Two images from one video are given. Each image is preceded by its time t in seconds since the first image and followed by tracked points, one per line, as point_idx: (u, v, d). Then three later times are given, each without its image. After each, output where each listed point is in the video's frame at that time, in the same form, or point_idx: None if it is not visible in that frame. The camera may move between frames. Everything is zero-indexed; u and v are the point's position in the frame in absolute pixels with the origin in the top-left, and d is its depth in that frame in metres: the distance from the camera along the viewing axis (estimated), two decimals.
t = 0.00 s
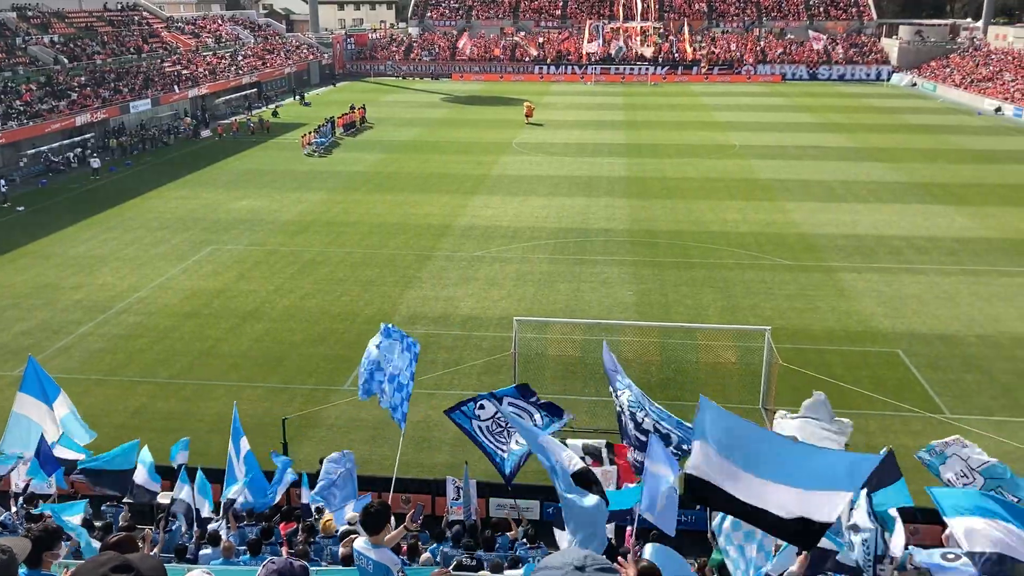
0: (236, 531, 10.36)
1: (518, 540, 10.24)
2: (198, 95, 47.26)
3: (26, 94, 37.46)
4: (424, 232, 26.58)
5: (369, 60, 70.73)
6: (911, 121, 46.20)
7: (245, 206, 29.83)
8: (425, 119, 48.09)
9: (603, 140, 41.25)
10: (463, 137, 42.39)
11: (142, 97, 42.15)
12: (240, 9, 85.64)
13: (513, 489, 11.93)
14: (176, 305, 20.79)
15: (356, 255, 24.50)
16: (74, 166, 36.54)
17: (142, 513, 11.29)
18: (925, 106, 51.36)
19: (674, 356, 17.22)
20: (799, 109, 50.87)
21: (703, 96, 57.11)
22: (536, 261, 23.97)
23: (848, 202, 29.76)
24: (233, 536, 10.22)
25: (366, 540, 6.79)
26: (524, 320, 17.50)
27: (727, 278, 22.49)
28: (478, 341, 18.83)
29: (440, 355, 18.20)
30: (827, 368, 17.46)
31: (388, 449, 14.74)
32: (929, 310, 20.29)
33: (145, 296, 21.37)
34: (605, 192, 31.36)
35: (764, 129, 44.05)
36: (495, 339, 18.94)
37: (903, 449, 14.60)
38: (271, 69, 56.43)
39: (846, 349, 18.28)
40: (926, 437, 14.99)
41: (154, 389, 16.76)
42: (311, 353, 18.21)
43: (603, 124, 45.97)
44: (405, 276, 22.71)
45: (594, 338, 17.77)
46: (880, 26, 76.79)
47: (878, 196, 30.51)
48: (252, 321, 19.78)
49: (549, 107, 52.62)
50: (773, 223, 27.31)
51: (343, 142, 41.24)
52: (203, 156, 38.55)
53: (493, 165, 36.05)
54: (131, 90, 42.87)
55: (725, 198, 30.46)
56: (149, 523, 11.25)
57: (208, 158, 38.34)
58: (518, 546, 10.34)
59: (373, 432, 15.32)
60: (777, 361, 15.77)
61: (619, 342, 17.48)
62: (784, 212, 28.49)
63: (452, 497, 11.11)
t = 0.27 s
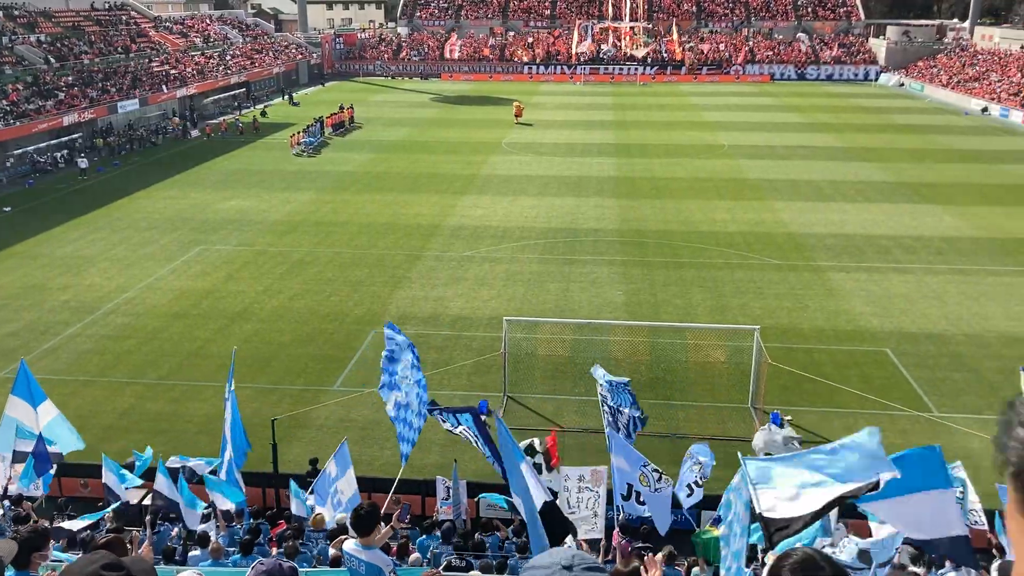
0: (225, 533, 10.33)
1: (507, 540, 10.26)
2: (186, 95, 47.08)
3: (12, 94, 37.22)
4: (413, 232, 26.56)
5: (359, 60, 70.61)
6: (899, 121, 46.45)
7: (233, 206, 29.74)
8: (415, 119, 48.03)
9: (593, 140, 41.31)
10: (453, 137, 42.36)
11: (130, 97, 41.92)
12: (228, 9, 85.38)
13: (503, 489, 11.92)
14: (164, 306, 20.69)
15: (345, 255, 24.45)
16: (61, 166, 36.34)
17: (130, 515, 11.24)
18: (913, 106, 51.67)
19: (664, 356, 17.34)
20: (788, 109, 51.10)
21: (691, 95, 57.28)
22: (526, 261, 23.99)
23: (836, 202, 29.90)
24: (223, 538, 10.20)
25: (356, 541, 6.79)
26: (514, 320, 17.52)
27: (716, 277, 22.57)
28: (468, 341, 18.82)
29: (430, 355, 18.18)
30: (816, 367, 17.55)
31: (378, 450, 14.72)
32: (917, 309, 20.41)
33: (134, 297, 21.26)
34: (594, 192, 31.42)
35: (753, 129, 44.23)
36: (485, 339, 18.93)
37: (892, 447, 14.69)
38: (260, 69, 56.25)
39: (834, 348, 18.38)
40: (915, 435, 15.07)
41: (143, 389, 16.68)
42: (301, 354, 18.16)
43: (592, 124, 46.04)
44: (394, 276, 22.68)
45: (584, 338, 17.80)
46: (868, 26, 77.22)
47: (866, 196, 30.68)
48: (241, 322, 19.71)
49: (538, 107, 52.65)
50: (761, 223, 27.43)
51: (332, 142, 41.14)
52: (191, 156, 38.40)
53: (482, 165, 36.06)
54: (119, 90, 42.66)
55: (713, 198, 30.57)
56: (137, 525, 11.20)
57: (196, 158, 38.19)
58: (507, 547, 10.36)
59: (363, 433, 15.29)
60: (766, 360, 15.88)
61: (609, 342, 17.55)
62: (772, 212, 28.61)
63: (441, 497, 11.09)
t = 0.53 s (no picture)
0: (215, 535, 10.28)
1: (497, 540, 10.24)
2: (174, 95, 46.86)
3: None
4: (403, 233, 26.52)
5: (348, 60, 70.42)
6: (887, 121, 46.67)
7: (221, 206, 29.62)
8: (404, 119, 47.94)
9: (582, 140, 41.34)
10: (442, 137, 42.30)
11: (118, 97, 41.70)
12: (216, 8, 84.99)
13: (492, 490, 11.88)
14: (152, 307, 20.59)
15: (335, 256, 24.39)
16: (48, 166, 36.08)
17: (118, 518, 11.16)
18: (901, 107, 51.92)
19: (654, 356, 17.47)
20: (776, 109, 51.28)
21: (680, 96, 57.38)
22: (515, 261, 23.98)
23: (824, 202, 30.03)
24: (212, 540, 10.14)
25: (346, 543, 6.76)
26: (503, 321, 17.52)
27: (705, 277, 22.63)
28: (458, 341, 18.81)
29: (420, 355, 18.15)
30: (805, 366, 17.62)
31: (367, 451, 14.68)
32: (905, 308, 20.52)
33: (121, 298, 21.15)
34: (583, 192, 31.44)
35: (742, 129, 44.37)
36: (475, 339, 18.92)
37: (880, 446, 14.76)
38: (248, 69, 56.04)
39: (823, 348, 18.45)
40: (903, 434, 15.15)
41: (131, 391, 16.59)
42: (290, 355, 18.11)
43: (581, 124, 46.08)
44: (383, 277, 22.63)
45: (574, 338, 17.81)
46: (855, 27, 77.57)
47: (854, 196, 30.82)
48: (229, 323, 19.63)
49: (527, 108, 52.64)
50: (750, 223, 27.52)
51: (321, 142, 41.01)
52: (179, 157, 38.21)
53: (471, 165, 36.02)
54: (106, 90, 42.40)
55: (702, 198, 30.65)
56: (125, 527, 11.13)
57: (184, 158, 38.01)
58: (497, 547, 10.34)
59: (352, 434, 15.25)
60: (755, 359, 15.96)
61: (599, 343, 17.60)
62: (761, 212, 28.71)
63: (430, 499, 11.03)
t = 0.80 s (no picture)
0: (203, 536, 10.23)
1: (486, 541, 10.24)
2: (162, 95, 46.65)
3: None
4: (392, 233, 26.48)
5: (336, 60, 70.31)
6: (875, 121, 46.94)
7: (209, 207, 29.51)
8: (392, 119, 47.86)
9: (571, 140, 41.38)
10: (431, 138, 42.24)
11: (105, 98, 41.48)
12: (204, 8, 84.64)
13: (482, 491, 11.88)
14: (140, 308, 20.48)
15: (323, 256, 24.33)
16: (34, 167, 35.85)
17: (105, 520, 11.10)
18: (887, 107, 52.25)
19: (643, 356, 17.47)
20: (764, 109, 51.52)
21: (669, 96, 57.54)
22: (504, 262, 23.98)
23: (812, 202, 30.17)
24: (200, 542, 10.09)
25: (335, 544, 6.74)
26: (493, 321, 17.53)
27: (694, 277, 22.70)
28: (447, 341, 18.79)
29: (409, 356, 18.12)
30: (793, 366, 17.69)
31: (356, 452, 14.65)
32: (892, 308, 20.63)
33: (109, 299, 21.03)
34: (572, 193, 31.47)
35: (730, 130, 44.53)
36: (464, 340, 18.90)
37: (868, 445, 14.84)
38: (236, 69, 55.85)
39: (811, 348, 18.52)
40: (891, 434, 15.23)
41: (119, 392, 16.50)
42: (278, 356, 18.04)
43: (570, 125, 46.15)
44: (372, 277, 22.59)
45: (563, 339, 17.82)
46: (842, 27, 78.04)
47: (841, 196, 30.97)
48: (218, 324, 19.54)
49: (517, 108, 52.65)
50: (738, 223, 27.62)
51: (309, 143, 40.89)
52: (167, 157, 38.04)
53: (461, 165, 36.01)
54: (93, 90, 42.17)
55: (691, 198, 30.74)
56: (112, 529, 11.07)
57: (172, 158, 37.83)
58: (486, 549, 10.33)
59: (341, 435, 15.22)
60: (743, 359, 16.02)
61: (588, 343, 17.63)
62: (749, 212, 28.83)
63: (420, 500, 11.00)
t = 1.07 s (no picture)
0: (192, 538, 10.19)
1: (476, 543, 10.26)
2: (150, 95, 46.42)
3: None
4: (382, 234, 26.45)
5: (325, 60, 70.17)
6: (863, 122, 47.16)
7: (198, 207, 29.40)
8: (382, 120, 47.79)
9: (560, 141, 41.40)
10: (420, 138, 42.20)
11: (93, 98, 41.26)
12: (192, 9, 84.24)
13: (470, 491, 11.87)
14: (129, 309, 20.38)
15: (313, 257, 24.27)
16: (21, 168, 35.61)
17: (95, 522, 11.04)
18: (876, 108, 52.51)
19: (633, 356, 17.54)
20: (753, 110, 51.71)
21: (658, 97, 57.67)
22: (494, 262, 23.97)
23: (801, 203, 30.29)
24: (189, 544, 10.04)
25: (325, 545, 6.72)
26: (482, 322, 17.52)
27: (684, 278, 22.77)
28: (436, 342, 18.78)
29: (399, 357, 18.10)
30: (782, 366, 17.76)
31: (346, 454, 14.62)
32: (880, 308, 20.75)
33: (97, 300, 20.91)
34: (562, 193, 31.49)
35: (719, 130, 44.67)
36: (454, 341, 18.89)
37: (857, 445, 14.89)
38: (224, 70, 55.65)
39: (799, 348, 18.59)
40: (879, 433, 15.30)
41: (108, 394, 16.41)
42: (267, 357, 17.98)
43: (559, 125, 46.18)
44: (362, 278, 22.55)
45: (553, 339, 17.83)
46: (830, 29, 78.46)
47: (830, 196, 31.12)
48: (206, 325, 19.46)
49: (506, 109, 52.65)
50: (727, 223, 27.70)
51: (299, 144, 40.77)
52: (156, 158, 37.85)
53: (450, 166, 35.98)
54: (81, 91, 41.92)
55: (680, 199, 30.83)
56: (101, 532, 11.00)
57: (161, 159, 37.66)
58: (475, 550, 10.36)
59: (331, 436, 15.18)
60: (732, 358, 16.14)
61: (578, 344, 17.69)
62: (738, 213, 28.93)
63: (411, 500, 10.97)
